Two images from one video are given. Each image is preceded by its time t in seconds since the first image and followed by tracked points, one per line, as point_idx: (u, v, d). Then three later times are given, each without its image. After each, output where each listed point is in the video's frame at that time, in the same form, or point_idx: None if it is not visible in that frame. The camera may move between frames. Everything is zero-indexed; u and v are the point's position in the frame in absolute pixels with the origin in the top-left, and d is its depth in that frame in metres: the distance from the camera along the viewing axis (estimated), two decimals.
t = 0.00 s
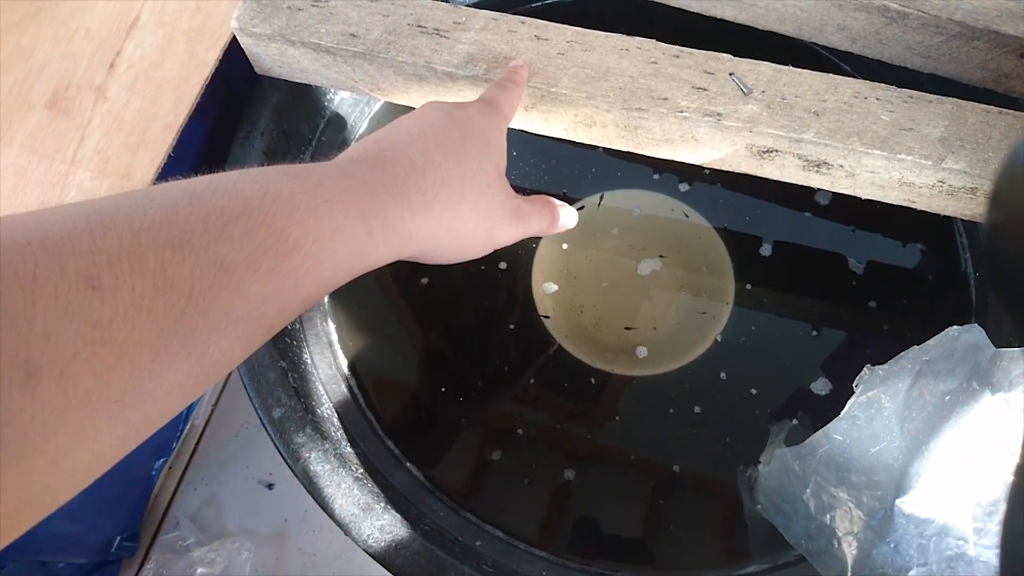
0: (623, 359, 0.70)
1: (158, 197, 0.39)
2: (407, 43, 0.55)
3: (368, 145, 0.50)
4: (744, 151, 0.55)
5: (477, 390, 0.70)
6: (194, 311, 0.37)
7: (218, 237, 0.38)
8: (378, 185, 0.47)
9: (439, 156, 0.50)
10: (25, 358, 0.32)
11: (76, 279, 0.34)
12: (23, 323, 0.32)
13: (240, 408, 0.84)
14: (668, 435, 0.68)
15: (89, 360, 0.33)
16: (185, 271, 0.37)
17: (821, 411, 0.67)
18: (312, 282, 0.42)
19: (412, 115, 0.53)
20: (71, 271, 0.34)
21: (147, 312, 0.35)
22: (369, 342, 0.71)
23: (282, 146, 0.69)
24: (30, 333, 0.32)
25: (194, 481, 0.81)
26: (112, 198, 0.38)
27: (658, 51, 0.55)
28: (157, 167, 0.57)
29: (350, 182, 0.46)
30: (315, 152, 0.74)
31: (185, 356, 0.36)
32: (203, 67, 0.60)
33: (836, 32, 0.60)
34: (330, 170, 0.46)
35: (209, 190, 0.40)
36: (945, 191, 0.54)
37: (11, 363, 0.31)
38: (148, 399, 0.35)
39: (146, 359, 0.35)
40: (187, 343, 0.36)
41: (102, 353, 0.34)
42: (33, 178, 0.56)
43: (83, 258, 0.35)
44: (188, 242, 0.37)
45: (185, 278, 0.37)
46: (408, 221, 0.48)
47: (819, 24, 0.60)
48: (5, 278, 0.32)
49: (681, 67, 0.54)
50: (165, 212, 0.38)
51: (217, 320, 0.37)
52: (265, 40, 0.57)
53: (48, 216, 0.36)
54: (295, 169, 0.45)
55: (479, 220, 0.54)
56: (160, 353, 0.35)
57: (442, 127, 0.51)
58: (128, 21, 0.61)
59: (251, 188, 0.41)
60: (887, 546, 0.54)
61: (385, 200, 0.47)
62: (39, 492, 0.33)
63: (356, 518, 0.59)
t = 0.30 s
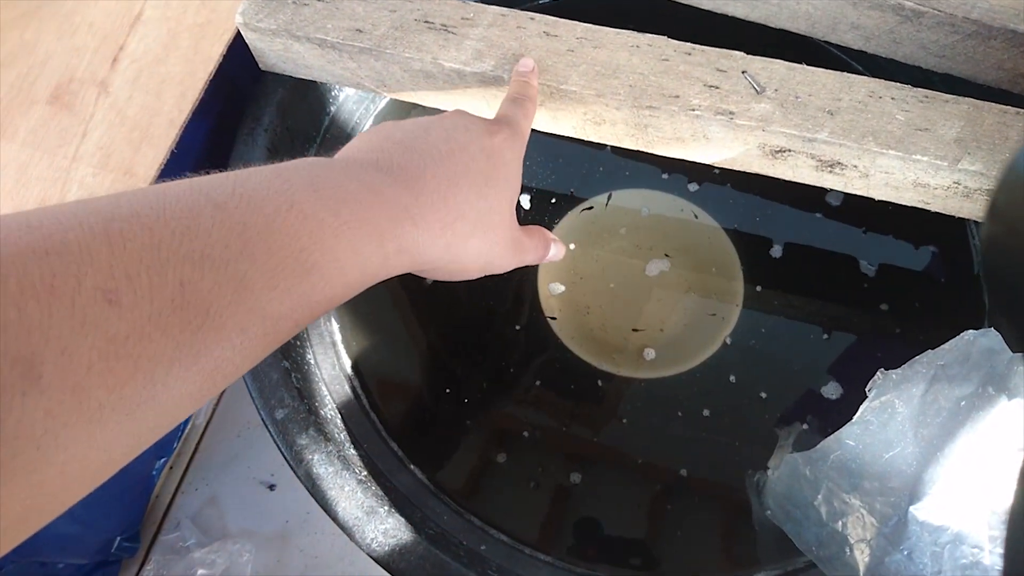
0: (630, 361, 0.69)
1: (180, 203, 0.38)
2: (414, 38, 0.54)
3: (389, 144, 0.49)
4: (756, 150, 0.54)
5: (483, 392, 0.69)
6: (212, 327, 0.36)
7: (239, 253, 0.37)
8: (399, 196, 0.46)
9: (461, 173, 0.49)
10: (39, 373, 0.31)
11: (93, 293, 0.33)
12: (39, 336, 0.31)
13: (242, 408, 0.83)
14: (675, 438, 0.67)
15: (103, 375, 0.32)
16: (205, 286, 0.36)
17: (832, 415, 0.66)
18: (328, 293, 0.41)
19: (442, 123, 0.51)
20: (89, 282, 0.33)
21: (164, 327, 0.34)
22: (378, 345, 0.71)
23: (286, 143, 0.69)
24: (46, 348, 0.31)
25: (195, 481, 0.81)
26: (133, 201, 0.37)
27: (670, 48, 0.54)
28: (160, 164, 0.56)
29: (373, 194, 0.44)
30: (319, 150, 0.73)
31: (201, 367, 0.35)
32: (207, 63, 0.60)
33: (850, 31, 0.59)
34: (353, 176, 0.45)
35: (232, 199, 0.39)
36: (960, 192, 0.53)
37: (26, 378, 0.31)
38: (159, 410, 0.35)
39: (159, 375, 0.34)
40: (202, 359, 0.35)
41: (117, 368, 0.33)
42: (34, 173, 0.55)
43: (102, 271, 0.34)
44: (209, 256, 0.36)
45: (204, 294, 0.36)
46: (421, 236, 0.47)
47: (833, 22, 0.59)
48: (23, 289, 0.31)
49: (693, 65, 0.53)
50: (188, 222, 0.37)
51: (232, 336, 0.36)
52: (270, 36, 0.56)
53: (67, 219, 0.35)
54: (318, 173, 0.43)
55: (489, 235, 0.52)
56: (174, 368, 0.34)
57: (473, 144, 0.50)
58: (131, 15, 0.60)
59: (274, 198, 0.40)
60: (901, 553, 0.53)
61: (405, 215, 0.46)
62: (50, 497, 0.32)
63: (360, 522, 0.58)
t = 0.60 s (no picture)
0: (631, 363, 0.68)
1: (200, 231, 0.38)
2: (415, 39, 0.54)
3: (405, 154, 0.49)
4: (757, 152, 0.54)
5: (482, 393, 0.69)
6: (225, 345, 0.37)
7: (257, 274, 0.39)
8: (416, 219, 0.46)
9: (479, 190, 0.49)
10: (61, 388, 0.32)
11: (108, 327, 0.34)
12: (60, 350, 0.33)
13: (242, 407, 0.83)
14: (675, 441, 0.67)
15: (120, 389, 0.34)
16: (223, 306, 0.37)
17: (832, 418, 0.66)
18: (341, 309, 0.42)
19: (461, 128, 0.50)
20: (111, 298, 0.35)
21: (182, 345, 0.36)
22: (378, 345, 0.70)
23: (287, 143, 0.68)
24: (68, 362, 0.33)
25: (194, 480, 0.81)
26: (158, 217, 0.38)
27: (671, 50, 0.54)
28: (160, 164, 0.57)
29: (390, 214, 0.45)
30: (320, 150, 0.73)
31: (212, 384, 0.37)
32: (208, 63, 0.60)
33: (852, 33, 0.59)
34: (369, 202, 0.45)
35: (254, 218, 0.40)
36: (962, 196, 0.53)
37: (47, 393, 0.32)
38: (164, 434, 0.36)
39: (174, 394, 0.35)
40: (215, 376, 0.37)
41: (134, 384, 0.34)
42: (35, 172, 0.55)
43: (124, 287, 0.35)
44: (228, 276, 0.38)
45: (222, 313, 0.37)
46: (429, 263, 0.48)
47: (835, 24, 0.59)
48: (48, 303, 0.33)
49: (694, 67, 0.53)
50: (210, 241, 0.38)
51: (239, 370, 0.38)
52: (271, 36, 0.56)
53: (93, 234, 0.36)
54: (338, 191, 0.44)
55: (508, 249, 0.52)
56: (188, 384, 0.36)
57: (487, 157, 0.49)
58: (133, 14, 0.60)
59: (294, 218, 0.42)
60: (900, 557, 0.53)
61: (421, 234, 0.46)
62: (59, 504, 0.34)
63: (357, 523, 0.58)
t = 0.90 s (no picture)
0: (629, 362, 0.68)
1: (201, 230, 0.39)
2: (414, 37, 0.54)
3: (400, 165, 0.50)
4: (756, 152, 0.54)
5: (480, 392, 0.69)
6: (228, 344, 0.37)
7: (257, 276, 0.39)
8: (408, 227, 0.46)
9: (471, 201, 0.49)
10: (67, 384, 0.33)
11: (108, 325, 0.34)
12: (66, 346, 0.33)
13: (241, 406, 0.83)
14: (674, 440, 0.67)
15: (121, 386, 0.34)
16: (225, 306, 0.37)
17: (830, 419, 0.66)
18: (341, 311, 0.43)
19: (451, 149, 0.51)
20: (116, 298, 0.35)
21: (185, 343, 0.36)
22: (377, 344, 0.71)
23: (286, 141, 0.69)
24: (74, 359, 0.33)
25: (192, 477, 0.81)
26: (162, 218, 0.39)
27: (670, 49, 0.54)
28: (159, 160, 0.57)
29: (384, 220, 0.45)
30: (319, 148, 0.73)
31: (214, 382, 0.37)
32: (207, 60, 0.60)
33: (852, 33, 0.59)
34: (369, 206, 0.45)
35: (255, 220, 0.40)
36: (960, 196, 0.53)
37: (53, 389, 0.32)
38: (166, 433, 0.36)
39: (176, 392, 0.35)
40: (218, 374, 0.37)
41: (139, 381, 0.34)
42: (34, 169, 0.55)
43: (129, 286, 0.35)
44: (231, 277, 0.38)
45: (224, 313, 0.37)
46: (425, 270, 0.48)
47: (835, 24, 0.59)
48: (56, 300, 0.33)
49: (693, 66, 0.53)
50: (213, 242, 0.38)
51: (240, 368, 0.38)
52: (270, 33, 0.56)
53: (95, 234, 0.36)
54: (336, 196, 0.45)
55: (488, 271, 0.52)
56: (192, 382, 0.36)
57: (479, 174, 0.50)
58: (132, 10, 0.60)
59: (294, 220, 0.42)
60: (896, 558, 0.52)
61: (414, 241, 0.46)
62: (62, 501, 0.34)
63: (354, 520, 0.58)
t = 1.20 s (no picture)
0: (627, 361, 0.69)
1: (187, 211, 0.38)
2: (413, 36, 0.55)
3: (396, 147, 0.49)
4: (753, 152, 0.54)
5: (477, 389, 0.69)
6: (214, 324, 0.37)
7: (228, 247, 0.38)
8: (405, 199, 0.45)
9: (470, 175, 0.48)
10: (49, 366, 0.33)
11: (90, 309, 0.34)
12: (46, 331, 0.33)
13: (240, 403, 0.83)
14: (672, 438, 0.67)
15: (104, 368, 0.34)
16: (210, 285, 0.37)
17: (827, 418, 0.66)
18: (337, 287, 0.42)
19: (451, 129, 0.50)
20: (88, 279, 0.35)
21: (168, 324, 0.36)
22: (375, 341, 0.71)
23: (287, 139, 0.69)
24: (57, 342, 0.34)
25: (191, 474, 0.81)
26: (147, 199, 0.38)
27: (668, 49, 0.54)
28: (160, 158, 0.57)
29: (379, 192, 0.44)
30: (319, 146, 0.74)
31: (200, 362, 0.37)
32: (207, 58, 0.60)
33: (849, 34, 0.59)
34: (367, 182, 0.44)
35: (242, 198, 0.40)
36: (956, 196, 0.53)
37: (36, 370, 0.33)
38: (155, 414, 0.36)
39: (162, 373, 0.36)
40: (204, 354, 0.37)
41: (122, 362, 0.35)
42: (35, 166, 0.56)
43: (111, 269, 0.36)
44: (214, 255, 0.38)
45: (209, 291, 0.37)
46: (429, 247, 0.47)
47: (833, 25, 0.59)
48: (35, 284, 0.34)
49: (691, 66, 0.53)
50: (196, 223, 0.38)
51: (227, 349, 0.37)
52: (271, 32, 0.56)
53: (82, 217, 0.37)
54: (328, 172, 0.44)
55: (493, 260, 0.51)
56: (177, 360, 0.36)
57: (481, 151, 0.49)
58: (133, 9, 0.61)
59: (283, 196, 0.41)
60: (890, 556, 0.53)
61: (412, 214, 0.45)
62: (53, 482, 0.35)
63: (351, 516, 0.58)
